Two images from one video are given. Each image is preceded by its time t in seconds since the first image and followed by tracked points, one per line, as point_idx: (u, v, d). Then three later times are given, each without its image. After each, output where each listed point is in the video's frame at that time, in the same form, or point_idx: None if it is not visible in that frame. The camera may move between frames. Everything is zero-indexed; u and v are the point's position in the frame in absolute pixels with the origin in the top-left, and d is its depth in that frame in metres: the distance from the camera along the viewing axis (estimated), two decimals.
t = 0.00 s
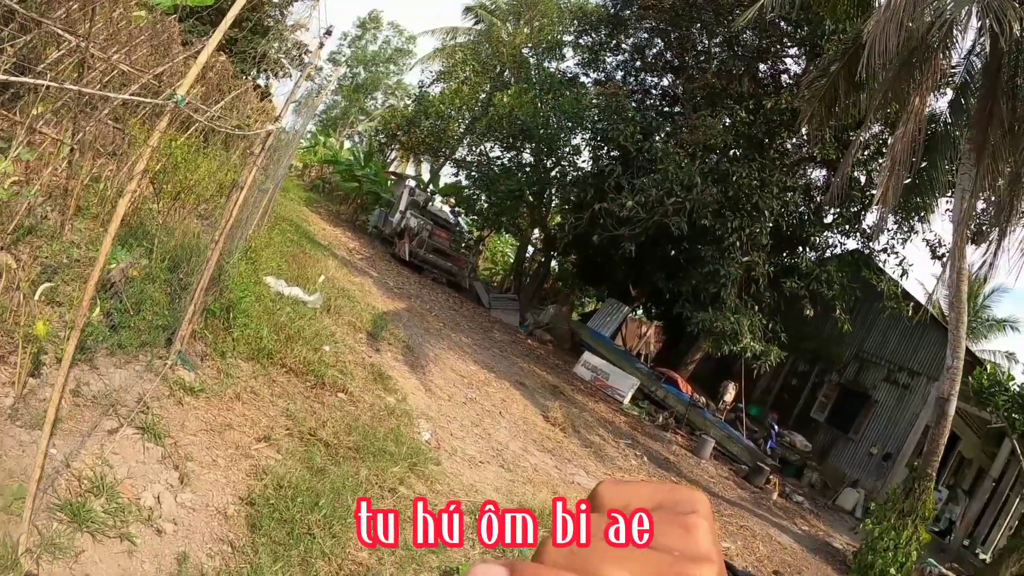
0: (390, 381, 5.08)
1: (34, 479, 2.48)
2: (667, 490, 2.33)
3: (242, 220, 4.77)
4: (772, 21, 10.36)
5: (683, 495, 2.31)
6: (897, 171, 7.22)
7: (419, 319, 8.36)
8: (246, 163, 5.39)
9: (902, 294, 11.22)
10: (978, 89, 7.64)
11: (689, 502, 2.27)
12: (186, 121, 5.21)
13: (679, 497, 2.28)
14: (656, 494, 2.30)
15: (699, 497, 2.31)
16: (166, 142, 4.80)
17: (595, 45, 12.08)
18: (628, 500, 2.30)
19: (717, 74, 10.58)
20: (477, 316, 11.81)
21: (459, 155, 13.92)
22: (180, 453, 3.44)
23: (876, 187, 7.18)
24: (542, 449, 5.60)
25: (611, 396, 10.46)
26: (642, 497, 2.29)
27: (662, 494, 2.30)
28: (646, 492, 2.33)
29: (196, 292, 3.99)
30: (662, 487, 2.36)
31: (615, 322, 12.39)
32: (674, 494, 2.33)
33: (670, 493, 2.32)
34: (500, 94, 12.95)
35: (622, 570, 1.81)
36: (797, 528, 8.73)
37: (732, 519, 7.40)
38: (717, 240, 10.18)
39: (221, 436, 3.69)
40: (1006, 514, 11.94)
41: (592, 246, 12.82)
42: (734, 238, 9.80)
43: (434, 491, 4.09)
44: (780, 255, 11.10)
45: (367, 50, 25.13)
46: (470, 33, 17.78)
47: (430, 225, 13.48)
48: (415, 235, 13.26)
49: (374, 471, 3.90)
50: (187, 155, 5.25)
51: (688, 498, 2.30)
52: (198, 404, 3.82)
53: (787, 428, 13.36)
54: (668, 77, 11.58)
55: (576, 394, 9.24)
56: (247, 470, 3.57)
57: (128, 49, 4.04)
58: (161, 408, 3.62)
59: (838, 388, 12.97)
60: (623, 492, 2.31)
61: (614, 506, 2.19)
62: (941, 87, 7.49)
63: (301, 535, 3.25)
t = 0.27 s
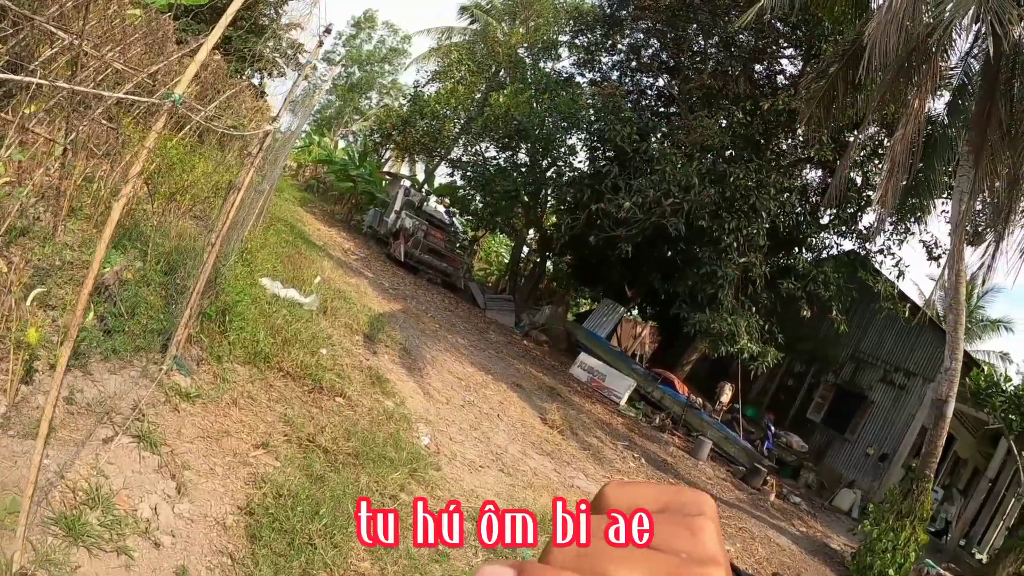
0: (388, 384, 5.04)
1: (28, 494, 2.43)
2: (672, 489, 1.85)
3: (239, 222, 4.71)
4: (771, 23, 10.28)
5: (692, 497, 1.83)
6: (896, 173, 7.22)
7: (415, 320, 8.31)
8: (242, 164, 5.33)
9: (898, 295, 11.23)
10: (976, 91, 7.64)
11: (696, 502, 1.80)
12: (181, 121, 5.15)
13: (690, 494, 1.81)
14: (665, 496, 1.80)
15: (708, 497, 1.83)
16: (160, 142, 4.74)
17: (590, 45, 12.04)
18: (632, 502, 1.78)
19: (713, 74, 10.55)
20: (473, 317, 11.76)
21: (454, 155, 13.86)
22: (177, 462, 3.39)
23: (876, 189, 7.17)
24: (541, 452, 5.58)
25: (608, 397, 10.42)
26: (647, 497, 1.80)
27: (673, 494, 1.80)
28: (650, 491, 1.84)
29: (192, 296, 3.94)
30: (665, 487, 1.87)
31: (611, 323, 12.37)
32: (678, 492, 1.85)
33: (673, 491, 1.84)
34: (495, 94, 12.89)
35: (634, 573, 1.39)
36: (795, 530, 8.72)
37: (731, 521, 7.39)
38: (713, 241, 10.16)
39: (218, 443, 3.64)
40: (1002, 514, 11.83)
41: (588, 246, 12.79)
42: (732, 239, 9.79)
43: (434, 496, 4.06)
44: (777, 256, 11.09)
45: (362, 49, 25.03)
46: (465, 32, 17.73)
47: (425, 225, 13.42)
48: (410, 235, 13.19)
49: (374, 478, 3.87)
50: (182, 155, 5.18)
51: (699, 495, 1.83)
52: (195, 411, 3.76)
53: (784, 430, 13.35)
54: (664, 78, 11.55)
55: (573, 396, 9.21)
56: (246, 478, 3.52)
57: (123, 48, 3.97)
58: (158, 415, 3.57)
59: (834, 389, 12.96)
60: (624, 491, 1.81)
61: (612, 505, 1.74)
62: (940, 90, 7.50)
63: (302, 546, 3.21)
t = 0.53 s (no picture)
0: (390, 390, 4.98)
1: (21, 513, 2.35)
2: (673, 498, 2.85)
3: (240, 225, 4.64)
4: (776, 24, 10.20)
5: (685, 505, 2.81)
6: (905, 179, 7.15)
7: (417, 323, 8.25)
8: (243, 165, 5.25)
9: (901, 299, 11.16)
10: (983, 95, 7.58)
11: (693, 509, 2.77)
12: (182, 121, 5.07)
13: (685, 504, 2.79)
14: (664, 502, 2.81)
15: (703, 505, 2.81)
16: (162, 142, 4.67)
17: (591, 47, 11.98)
18: (634, 505, 2.80)
19: (716, 77, 10.52)
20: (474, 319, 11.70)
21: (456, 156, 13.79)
22: (177, 473, 3.33)
23: (884, 194, 7.11)
24: (544, 458, 5.52)
25: (610, 401, 10.35)
26: (652, 504, 2.80)
27: (671, 502, 2.81)
28: (656, 498, 2.84)
29: (192, 302, 3.87)
30: (670, 496, 2.86)
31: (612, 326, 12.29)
32: (680, 500, 2.85)
33: (676, 500, 2.83)
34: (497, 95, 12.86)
35: (622, 567, 2.32)
36: (798, 536, 8.67)
37: (734, 527, 7.32)
38: (716, 245, 10.10)
39: (219, 454, 3.57)
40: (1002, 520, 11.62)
41: (589, 249, 12.72)
42: (736, 243, 9.73)
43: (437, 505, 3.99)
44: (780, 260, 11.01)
45: (363, 49, 24.96)
46: (467, 33, 17.66)
47: (426, 226, 13.35)
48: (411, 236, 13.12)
49: (378, 489, 3.81)
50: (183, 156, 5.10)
51: (692, 504, 2.81)
52: (194, 420, 3.70)
53: (785, 434, 13.22)
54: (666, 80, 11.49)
55: (575, 399, 9.14)
56: (247, 491, 3.46)
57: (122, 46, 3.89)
58: (157, 425, 3.50)
59: (836, 393, 12.86)
60: (635, 497, 2.81)
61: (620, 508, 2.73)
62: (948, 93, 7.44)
63: (306, 562, 3.15)
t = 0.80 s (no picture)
0: (389, 397, 4.90)
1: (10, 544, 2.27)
2: (683, 488, 2.28)
3: (234, 232, 4.55)
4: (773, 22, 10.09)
5: (701, 495, 2.25)
6: (907, 178, 7.10)
7: (414, 326, 8.15)
8: (237, 171, 5.14)
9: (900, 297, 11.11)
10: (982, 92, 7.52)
11: (706, 501, 2.23)
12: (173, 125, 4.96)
13: (701, 495, 2.24)
14: (673, 493, 2.24)
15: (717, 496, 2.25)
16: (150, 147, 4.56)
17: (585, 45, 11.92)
18: (644, 499, 2.24)
19: (712, 75, 10.46)
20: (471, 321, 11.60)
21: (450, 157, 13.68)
22: (172, 493, 3.25)
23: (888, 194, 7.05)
24: (547, 464, 5.44)
25: (609, 402, 10.27)
26: (657, 498, 2.24)
27: (684, 493, 2.25)
28: (662, 491, 2.27)
29: (184, 315, 3.80)
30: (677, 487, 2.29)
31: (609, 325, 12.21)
32: (690, 492, 2.29)
33: (685, 491, 2.28)
34: (492, 94, 12.77)
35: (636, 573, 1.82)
36: (801, 536, 8.61)
37: (737, 530, 7.26)
38: (714, 244, 10.03)
39: (215, 471, 3.49)
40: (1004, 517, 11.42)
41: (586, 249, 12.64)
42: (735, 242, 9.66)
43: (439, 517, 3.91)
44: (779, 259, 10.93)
45: (356, 49, 24.81)
46: (461, 32, 17.55)
47: (421, 227, 13.24)
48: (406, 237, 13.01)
49: (380, 503, 3.74)
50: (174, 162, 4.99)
51: (708, 495, 2.26)
52: (189, 436, 3.62)
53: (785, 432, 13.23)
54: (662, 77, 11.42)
55: (574, 401, 9.06)
56: (246, 508, 3.38)
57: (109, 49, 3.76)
58: (151, 444, 3.42)
59: (836, 391, 12.86)
60: (637, 490, 2.26)
61: (618, 505, 2.18)
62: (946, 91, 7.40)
63: None
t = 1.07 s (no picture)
0: (389, 401, 4.85)
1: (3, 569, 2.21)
2: (679, 498, 2.30)
3: (228, 237, 4.49)
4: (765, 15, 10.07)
5: (696, 504, 2.28)
6: (909, 172, 7.05)
7: (411, 327, 8.10)
8: (230, 174, 5.07)
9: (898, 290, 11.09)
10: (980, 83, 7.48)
11: (700, 509, 2.24)
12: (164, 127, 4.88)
13: (695, 503, 2.27)
14: (671, 501, 2.26)
15: (711, 502, 2.28)
16: (140, 151, 4.47)
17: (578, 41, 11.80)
18: (642, 504, 2.25)
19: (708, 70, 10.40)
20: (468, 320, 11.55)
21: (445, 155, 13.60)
22: (169, 507, 3.20)
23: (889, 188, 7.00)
24: (549, 466, 5.40)
25: (609, 400, 10.21)
26: (654, 504, 2.24)
27: (678, 500, 2.28)
28: (657, 498, 2.28)
29: (178, 324, 3.74)
30: (673, 496, 2.32)
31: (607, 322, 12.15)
32: (683, 500, 2.30)
33: (679, 500, 2.29)
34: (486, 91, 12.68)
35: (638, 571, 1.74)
36: (804, 531, 8.60)
37: (739, 527, 7.23)
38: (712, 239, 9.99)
39: (214, 484, 3.44)
40: (1004, 507, 11.29)
41: (583, 246, 12.59)
42: (733, 238, 9.62)
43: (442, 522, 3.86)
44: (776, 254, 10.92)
45: (348, 48, 24.68)
46: (453, 30, 17.46)
47: (417, 227, 13.17)
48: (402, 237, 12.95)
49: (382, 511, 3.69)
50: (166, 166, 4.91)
51: (703, 504, 2.29)
52: (186, 447, 3.56)
53: (785, 427, 13.24)
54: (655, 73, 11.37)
55: (574, 400, 9.03)
56: (246, 521, 3.33)
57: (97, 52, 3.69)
58: (147, 458, 3.36)
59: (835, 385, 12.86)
60: (634, 495, 2.25)
61: (616, 507, 2.15)
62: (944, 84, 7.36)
63: None
